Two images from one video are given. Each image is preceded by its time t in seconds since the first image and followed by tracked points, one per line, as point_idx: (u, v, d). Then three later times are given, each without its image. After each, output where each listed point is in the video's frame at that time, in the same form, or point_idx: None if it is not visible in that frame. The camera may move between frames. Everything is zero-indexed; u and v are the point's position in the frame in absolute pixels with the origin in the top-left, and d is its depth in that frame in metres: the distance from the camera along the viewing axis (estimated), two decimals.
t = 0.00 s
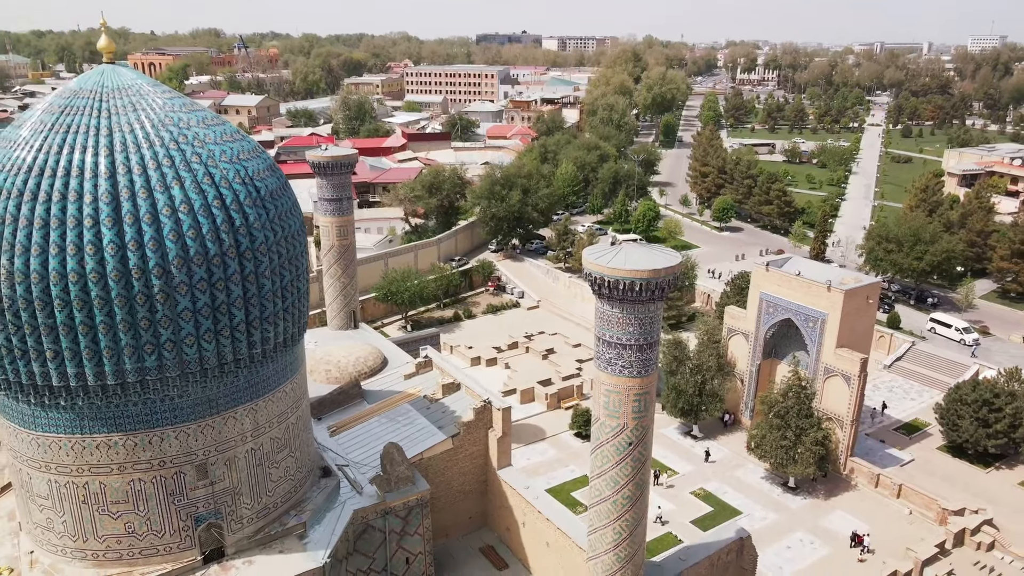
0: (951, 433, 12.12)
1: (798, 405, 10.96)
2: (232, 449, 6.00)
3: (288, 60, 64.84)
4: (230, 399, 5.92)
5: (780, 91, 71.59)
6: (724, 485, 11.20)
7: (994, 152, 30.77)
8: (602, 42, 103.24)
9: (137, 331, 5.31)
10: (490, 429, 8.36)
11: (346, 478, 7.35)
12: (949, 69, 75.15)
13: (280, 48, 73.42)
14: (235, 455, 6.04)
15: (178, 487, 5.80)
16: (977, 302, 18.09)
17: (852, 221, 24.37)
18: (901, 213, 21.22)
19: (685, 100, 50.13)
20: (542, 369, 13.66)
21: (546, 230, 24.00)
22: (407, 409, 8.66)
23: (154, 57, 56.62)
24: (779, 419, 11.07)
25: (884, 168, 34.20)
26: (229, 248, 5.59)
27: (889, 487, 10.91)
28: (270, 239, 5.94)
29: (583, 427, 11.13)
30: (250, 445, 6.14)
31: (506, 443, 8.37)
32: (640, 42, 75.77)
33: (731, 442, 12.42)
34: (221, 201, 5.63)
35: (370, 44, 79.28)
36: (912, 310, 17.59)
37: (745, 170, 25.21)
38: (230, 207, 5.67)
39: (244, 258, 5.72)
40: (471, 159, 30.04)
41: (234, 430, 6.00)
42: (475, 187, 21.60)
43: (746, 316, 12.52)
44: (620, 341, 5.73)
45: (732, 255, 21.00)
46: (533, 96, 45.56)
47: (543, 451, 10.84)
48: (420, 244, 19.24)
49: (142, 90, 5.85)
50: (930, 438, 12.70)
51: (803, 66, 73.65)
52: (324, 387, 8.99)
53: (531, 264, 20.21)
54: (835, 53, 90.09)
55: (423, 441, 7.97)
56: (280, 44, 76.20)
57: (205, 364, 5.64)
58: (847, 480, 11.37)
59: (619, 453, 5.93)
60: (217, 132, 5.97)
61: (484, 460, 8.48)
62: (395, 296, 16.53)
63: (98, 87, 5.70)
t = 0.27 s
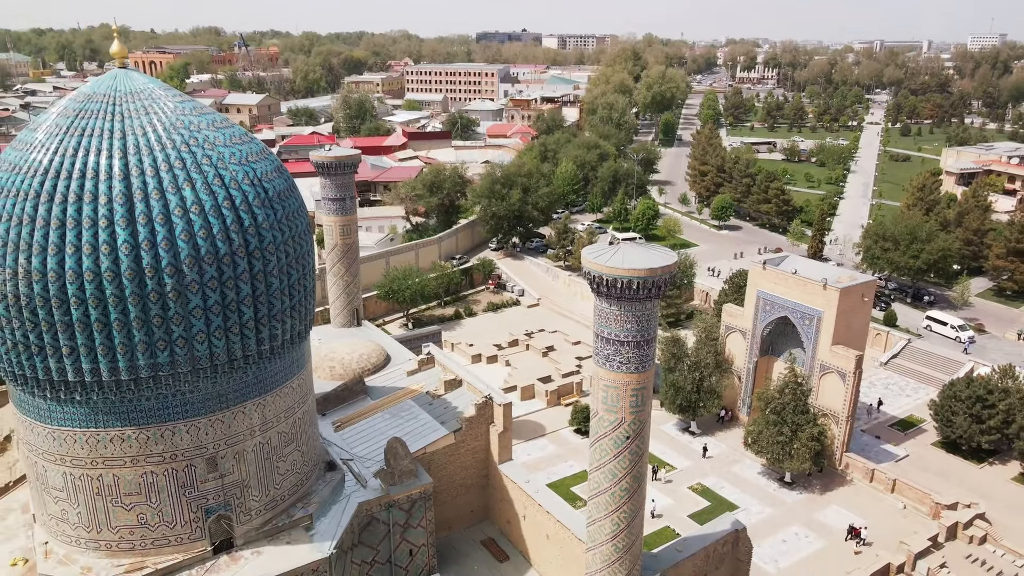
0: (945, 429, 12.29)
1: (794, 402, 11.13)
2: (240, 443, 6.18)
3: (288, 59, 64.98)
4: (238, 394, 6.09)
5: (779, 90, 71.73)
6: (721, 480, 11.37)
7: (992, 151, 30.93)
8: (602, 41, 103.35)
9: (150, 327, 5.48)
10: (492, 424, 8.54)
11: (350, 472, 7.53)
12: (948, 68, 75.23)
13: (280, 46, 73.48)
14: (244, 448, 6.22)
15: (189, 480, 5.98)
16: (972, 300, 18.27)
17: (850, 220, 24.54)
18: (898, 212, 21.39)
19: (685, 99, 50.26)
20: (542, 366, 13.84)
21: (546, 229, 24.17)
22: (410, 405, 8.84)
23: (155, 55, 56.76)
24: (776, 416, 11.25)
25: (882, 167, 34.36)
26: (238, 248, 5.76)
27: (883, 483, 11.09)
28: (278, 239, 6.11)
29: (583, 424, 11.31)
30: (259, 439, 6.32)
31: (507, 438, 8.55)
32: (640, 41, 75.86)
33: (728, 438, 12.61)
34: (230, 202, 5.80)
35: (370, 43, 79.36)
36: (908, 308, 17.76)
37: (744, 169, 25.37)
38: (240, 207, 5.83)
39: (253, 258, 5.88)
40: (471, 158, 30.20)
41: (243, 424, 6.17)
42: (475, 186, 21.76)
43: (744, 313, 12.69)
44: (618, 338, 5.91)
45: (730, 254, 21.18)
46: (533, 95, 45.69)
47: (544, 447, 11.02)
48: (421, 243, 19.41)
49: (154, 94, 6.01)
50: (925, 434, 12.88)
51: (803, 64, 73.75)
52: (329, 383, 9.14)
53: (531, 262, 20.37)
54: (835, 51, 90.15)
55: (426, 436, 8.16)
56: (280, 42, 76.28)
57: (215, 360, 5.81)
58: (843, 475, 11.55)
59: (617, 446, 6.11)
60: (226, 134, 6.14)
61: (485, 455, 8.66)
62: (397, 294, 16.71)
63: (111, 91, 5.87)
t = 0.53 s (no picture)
0: (940, 425, 12.47)
1: (790, 398, 11.30)
2: (249, 437, 6.36)
3: (288, 57, 65.08)
4: (248, 389, 6.27)
5: (779, 88, 71.87)
6: (719, 475, 11.55)
7: (989, 150, 31.10)
8: (602, 39, 103.40)
9: (162, 324, 5.66)
10: (493, 419, 8.72)
11: (355, 465, 7.71)
12: (947, 66, 75.32)
13: (280, 44, 73.56)
14: (253, 442, 6.40)
15: (199, 472, 6.17)
16: (968, 298, 18.45)
17: (848, 219, 24.70)
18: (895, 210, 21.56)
19: (685, 97, 50.39)
20: (542, 363, 14.02)
21: (546, 227, 24.33)
22: (413, 400, 9.02)
23: (156, 54, 56.87)
24: (772, 412, 11.42)
25: (881, 166, 34.51)
26: (248, 247, 5.94)
27: (878, 477, 11.27)
28: (286, 238, 6.28)
29: (582, 420, 11.49)
30: (267, 433, 6.50)
31: (509, 433, 8.74)
32: (640, 39, 75.94)
33: (726, 434, 12.79)
34: (240, 202, 5.97)
35: (370, 41, 79.44)
36: (905, 306, 17.93)
37: (743, 167, 25.51)
38: (249, 208, 6.01)
39: (262, 257, 6.06)
40: (472, 157, 30.36)
41: (252, 418, 6.35)
42: (476, 184, 21.93)
43: (741, 311, 12.87)
44: (617, 335, 6.09)
45: (729, 252, 21.35)
46: (533, 93, 45.80)
47: (544, 442, 11.20)
48: (422, 241, 19.58)
49: (165, 98, 6.19)
50: (920, 430, 13.06)
51: (803, 62, 73.84)
52: (333, 379, 9.32)
53: (531, 260, 20.54)
54: (835, 49, 90.25)
55: (429, 431, 8.34)
56: (281, 40, 76.36)
57: (225, 356, 5.99)
58: (838, 470, 11.72)
59: (616, 440, 6.29)
60: (235, 137, 6.32)
61: (487, 449, 8.84)
62: (398, 292, 16.88)
63: (124, 95, 6.05)
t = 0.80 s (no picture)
0: (935, 421, 12.64)
1: (787, 394, 11.47)
2: (258, 430, 6.54)
3: (289, 56, 65.23)
4: (256, 384, 6.45)
5: (778, 87, 72.02)
6: (716, 470, 11.73)
7: (987, 148, 31.23)
8: (602, 37, 103.49)
9: (174, 321, 5.84)
10: (495, 415, 8.92)
11: (360, 459, 7.89)
12: (947, 65, 75.39)
13: (281, 42, 73.68)
14: (261, 435, 6.58)
15: (210, 464, 6.36)
16: (964, 296, 18.62)
17: (846, 217, 24.86)
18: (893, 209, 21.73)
19: (684, 96, 50.54)
20: (542, 361, 14.20)
21: (546, 225, 24.50)
22: (416, 396, 9.19)
23: (157, 52, 57.03)
24: (769, 408, 11.59)
25: (879, 164, 34.67)
26: (257, 246, 6.12)
27: (873, 472, 11.45)
28: (294, 237, 6.45)
29: (582, 416, 11.68)
30: (275, 427, 6.68)
31: (510, 428, 8.94)
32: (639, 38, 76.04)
33: (723, 430, 12.96)
34: (250, 203, 6.15)
35: (371, 39, 79.57)
36: (901, 303, 18.10)
37: (742, 166, 25.66)
38: (258, 208, 6.19)
39: (271, 256, 6.24)
40: (472, 155, 30.52)
41: (260, 412, 6.54)
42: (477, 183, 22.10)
43: (739, 308, 13.04)
44: (615, 331, 6.27)
45: (728, 250, 21.52)
46: (533, 92, 45.93)
47: (544, 438, 11.37)
48: (423, 240, 19.75)
49: (176, 101, 6.37)
50: (915, 426, 13.23)
51: (802, 60, 73.95)
52: (337, 375, 9.50)
53: (532, 258, 20.72)
54: (834, 48, 90.34)
55: (432, 426, 8.51)
56: (281, 39, 76.50)
57: (235, 351, 6.18)
58: (834, 465, 11.90)
59: (614, 433, 6.49)
60: (244, 139, 6.49)
61: (488, 444, 9.04)
62: (400, 290, 17.06)
63: (137, 98, 6.22)
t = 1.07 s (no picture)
0: (929, 417, 12.82)
1: (783, 390, 11.65)
2: (266, 424, 6.73)
3: (290, 54, 65.36)
4: (265, 379, 6.63)
5: (778, 85, 72.16)
6: (714, 465, 11.91)
7: (985, 147, 31.40)
8: (602, 35, 103.59)
9: (186, 318, 6.02)
10: (496, 410, 9.21)
11: (365, 453, 8.07)
12: (947, 63, 75.46)
13: (282, 41, 73.81)
14: (269, 429, 6.77)
15: (220, 457, 6.55)
16: (960, 294, 18.80)
17: (844, 216, 25.05)
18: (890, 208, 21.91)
19: (684, 94, 50.69)
20: (542, 358, 14.39)
21: (546, 224, 24.67)
22: (419, 392, 9.38)
23: (158, 51, 57.18)
24: (766, 404, 11.77)
25: (878, 162, 34.85)
26: (265, 245, 6.30)
27: (868, 467, 11.66)
28: (301, 236, 6.63)
29: (582, 412, 11.88)
30: (283, 421, 6.87)
31: (510, 423, 9.25)
32: (639, 36, 76.16)
33: (721, 426, 13.15)
34: (259, 203, 6.33)
35: (371, 38, 79.69)
36: (898, 301, 18.29)
37: (740, 165, 25.82)
38: (267, 208, 6.36)
39: (280, 254, 6.42)
40: (472, 154, 30.69)
41: (268, 407, 6.72)
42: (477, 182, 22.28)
43: (736, 306, 13.23)
44: (613, 328, 6.45)
45: (726, 249, 21.70)
46: (533, 91, 46.07)
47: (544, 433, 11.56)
48: (424, 238, 19.93)
49: (187, 104, 6.54)
50: (910, 422, 13.41)
51: (802, 59, 74.05)
52: (342, 371, 9.68)
53: (532, 256, 20.90)
54: (834, 46, 90.45)
55: (435, 421, 8.70)
56: (282, 37, 76.62)
57: (244, 348, 6.36)
58: (830, 460, 12.08)
59: (613, 427, 6.70)
60: (253, 141, 6.67)
61: (490, 438, 9.30)
62: (401, 288, 17.25)
63: (149, 102, 6.40)
